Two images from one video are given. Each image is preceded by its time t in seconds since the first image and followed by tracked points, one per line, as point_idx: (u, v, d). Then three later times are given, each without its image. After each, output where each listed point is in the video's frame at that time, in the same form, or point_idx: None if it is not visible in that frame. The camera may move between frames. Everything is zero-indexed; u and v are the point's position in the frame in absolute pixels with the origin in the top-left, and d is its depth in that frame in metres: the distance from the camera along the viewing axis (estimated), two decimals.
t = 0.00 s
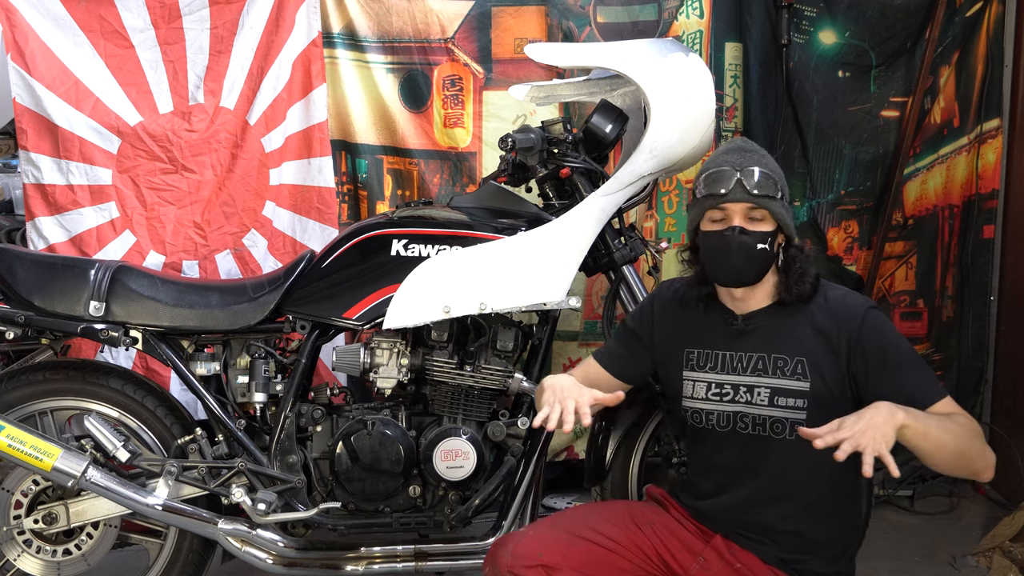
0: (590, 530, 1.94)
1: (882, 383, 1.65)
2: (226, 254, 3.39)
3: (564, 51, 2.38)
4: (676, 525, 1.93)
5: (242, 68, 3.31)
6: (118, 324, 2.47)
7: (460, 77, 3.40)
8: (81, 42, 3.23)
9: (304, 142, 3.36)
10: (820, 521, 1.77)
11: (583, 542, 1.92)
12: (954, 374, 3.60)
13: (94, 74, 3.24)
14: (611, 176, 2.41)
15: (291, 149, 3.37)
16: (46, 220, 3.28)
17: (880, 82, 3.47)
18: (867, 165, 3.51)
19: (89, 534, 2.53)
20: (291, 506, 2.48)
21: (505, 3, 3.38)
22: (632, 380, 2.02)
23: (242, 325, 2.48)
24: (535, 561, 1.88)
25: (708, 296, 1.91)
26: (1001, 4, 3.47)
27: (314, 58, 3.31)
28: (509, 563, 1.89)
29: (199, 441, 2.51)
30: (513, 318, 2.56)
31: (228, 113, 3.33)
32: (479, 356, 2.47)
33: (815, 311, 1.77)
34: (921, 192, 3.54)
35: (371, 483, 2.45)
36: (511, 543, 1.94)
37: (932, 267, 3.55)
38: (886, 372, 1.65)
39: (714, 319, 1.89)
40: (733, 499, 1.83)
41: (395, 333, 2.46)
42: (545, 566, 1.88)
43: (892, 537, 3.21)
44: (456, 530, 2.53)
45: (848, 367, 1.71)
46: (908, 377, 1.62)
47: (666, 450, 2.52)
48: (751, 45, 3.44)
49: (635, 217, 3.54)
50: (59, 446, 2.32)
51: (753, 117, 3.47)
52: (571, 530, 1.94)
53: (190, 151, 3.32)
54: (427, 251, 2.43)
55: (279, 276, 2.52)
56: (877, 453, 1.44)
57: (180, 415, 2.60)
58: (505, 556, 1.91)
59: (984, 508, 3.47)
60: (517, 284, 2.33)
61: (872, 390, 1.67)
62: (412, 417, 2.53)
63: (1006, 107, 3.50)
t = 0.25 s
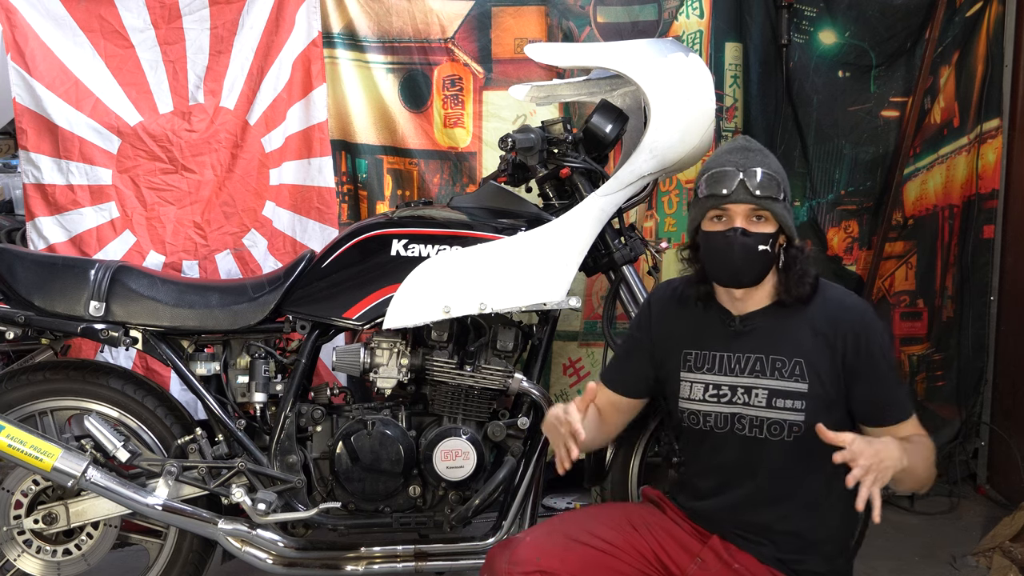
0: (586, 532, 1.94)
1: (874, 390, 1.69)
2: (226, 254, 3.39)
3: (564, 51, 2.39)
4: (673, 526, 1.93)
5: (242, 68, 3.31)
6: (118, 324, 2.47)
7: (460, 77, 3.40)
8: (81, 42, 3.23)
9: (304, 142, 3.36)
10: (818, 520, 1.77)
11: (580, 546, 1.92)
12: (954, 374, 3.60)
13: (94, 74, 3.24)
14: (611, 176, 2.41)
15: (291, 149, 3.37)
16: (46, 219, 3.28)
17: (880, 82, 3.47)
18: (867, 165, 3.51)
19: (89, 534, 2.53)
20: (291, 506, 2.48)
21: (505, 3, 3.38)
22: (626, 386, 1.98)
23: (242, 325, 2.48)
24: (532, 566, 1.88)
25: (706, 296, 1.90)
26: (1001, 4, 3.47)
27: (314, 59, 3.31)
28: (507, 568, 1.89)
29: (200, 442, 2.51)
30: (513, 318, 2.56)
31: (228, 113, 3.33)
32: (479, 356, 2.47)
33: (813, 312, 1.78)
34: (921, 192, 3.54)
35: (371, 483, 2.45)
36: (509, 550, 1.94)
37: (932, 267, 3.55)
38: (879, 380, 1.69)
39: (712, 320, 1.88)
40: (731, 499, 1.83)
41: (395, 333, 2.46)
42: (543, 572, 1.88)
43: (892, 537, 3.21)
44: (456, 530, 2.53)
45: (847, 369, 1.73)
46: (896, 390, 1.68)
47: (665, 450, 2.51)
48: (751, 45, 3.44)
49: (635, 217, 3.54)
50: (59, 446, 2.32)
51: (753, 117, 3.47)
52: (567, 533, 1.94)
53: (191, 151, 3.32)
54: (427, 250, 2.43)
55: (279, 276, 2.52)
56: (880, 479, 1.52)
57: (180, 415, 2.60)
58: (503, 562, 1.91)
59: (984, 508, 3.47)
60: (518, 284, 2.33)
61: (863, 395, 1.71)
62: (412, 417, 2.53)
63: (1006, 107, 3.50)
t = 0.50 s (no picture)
0: (586, 534, 1.94)
1: (866, 401, 1.70)
2: (226, 254, 3.39)
3: (564, 51, 2.39)
4: (671, 525, 1.92)
5: (242, 68, 3.31)
6: (118, 324, 2.47)
7: (460, 77, 3.40)
8: (81, 42, 3.23)
9: (304, 143, 3.36)
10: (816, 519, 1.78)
11: (579, 547, 1.91)
12: (954, 374, 3.60)
13: (94, 74, 3.24)
14: (611, 176, 2.41)
15: (291, 149, 3.37)
16: (46, 219, 3.28)
17: (880, 82, 3.47)
18: (867, 165, 3.51)
19: (89, 534, 2.53)
20: (291, 506, 2.48)
21: (504, 3, 3.38)
22: (631, 394, 1.99)
23: (242, 325, 2.48)
24: (530, 568, 1.88)
25: (705, 302, 1.90)
26: (1001, 4, 3.47)
27: (314, 59, 3.31)
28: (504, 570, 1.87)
29: (199, 442, 2.51)
30: (513, 318, 2.56)
31: (228, 113, 3.33)
32: (479, 356, 2.47)
33: (812, 319, 1.78)
34: (921, 192, 3.54)
35: (371, 483, 2.45)
36: (507, 550, 1.92)
37: (932, 267, 3.55)
38: (872, 392, 1.70)
39: (711, 326, 1.87)
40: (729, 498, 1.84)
41: (395, 333, 2.46)
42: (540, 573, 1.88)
43: (892, 537, 3.22)
44: (456, 530, 2.53)
45: (844, 377, 1.74)
46: (885, 406, 1.69)
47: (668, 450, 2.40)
48: (751, 45, 3.44)
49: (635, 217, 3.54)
50: (59, 446, 2.32)
51: (753, 117, 3.47)
52: (566, 535, 1.94)
53: (191, 151, 3.32)
54: (427, 250, 2.43)
55: (279, 276, 2.52)
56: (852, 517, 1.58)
57: (180, 415, 2.60)
58: (500, 563, 1.89)
59: (984, 508, 3.47)
60: (518, 285, 2.33)
61: (855, 404, 1.72)
62: (412, 417, 2.53)
63: (1006, 107, 3.50)
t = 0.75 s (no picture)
0: (591, 535, 1.94)
1: (866, 401, 1.69)
2: (226, 254, 3.39)
3: (564, 51, 2.38)
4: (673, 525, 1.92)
5: (242, 68, 3.31)
6: (118, 324, 2.47)
7: (460, 77, 3.40)
8: (81, 42, 3.23)
9: (304, 143, 3.36)
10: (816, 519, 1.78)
11: (580, 546, 1.92)
12: (954, 374, 3.60)
13: (94, 74, 3.24)
14: (611, 176, 2.41)
15: (291, 149, 3.37)
16: (46, 219, 3.28)
17: (880, 82, 3.47)
18: (867, 165, 3.51)
19: (89, 534, 2.53)
20: (291, 506, 2.48)
21: (505, 3, 3.38)
22: (637, 399, 2.01)
23: (242, 325, 2.48)
24: (530, 565, 1.88)
25: (706, 300, 1.90)
26: (1001, 4, 3.47)
27: (314, 59, 3.31)
28: (504, 567, 1.89)
29: (200, 442, 2.51)
30: (513, 318, 2.56)
31: (228, 113, 3.33)
32: (479, 356, 2.47)
33: (812, 318, 1.77)
34: (921, 192, 3.54)
35: (371, 483, 2.45)
36: (508, 546, 1.94)
37: (932, 267, 3.55)
38: (872, 392, 1.69)
39: (713, 326, 1.88)
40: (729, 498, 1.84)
41: (395, 333, 2.46)
42: (541, 571, 1.88)
43: (892, 537, 3.22)
44: (456, 530, 2.53)
45: (845, 375, 1.72)
46: (885, 406, 1.68)
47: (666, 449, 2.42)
48: (751, 45, 3.44)
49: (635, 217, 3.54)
50: (59, 446, 2.32)
51: (753, 117, 3.47)
52: (568, 533, 1.94)
53: (191, 151, 3.32)
54: (427, 250, 2.43)
55: (279, 276, 2.52)
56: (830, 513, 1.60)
57: (180, 415, 2.60)
58: (501, 561, 1.91)
59: (984, 508, 3.47)
60: (518, 285, 2.33)
61: (856, 403, 1.70)
62: (412, 417, 2.53)
63: (1006, 107, 3.50)
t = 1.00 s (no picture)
0: (592, 535, 1.94)
1: (867, 401, 1.69)
2: (226, 254, 3.39)
3: (564, 51, 2.38)
4: (674, 525, 1.91)
5: (242, 68, 3.31)
6: (118, 324, 2.47)
7: (460, 77, 3.40)
8: (81, 42, 3.23)
9: (304, 142, 3.36)
10: (816, 519, 1.78)
11: (582, 546, 1.92)
12: (954, 374, 3.61)
13: (94, 74, 3.24)
14: (611, 176, 2.41)
15: (291, 149, 3.37)
16: (45, 219, 3.27)
17: (880, 82, 3.47)
18: (867, 165, 3.51)
19: (89, 534, 2.53)
20: (291, 506, 2.48)
21: (505, 3, 3.38)
22: (637, 398, 2.01)
23: (242, 325, 2.48)
24: (532, 565, 1.88)
25: (707, 300, 1.90)
26: (1001, 4, 3.47)
27: (314, 59, 3.31)
28: (507, 567, 1.88)
29: (200, 442, 2.51)
30: (513, 318, 2.56)
31: (228, 113, 3.33)
32: (479, 356, 2.47)
33: (813, 317, 1.77)
34: (921, 192, 3.54)
35: (371, 483, 2.45)
36: (510, 547, 1.94)
37: (932, 267, 3.55)
38: (873, 391, 1.69)
39: (713, 326, 1.88)
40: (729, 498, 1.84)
41: (395, 333, 2.46)
42: (543, 571, 1.87)
43: (892, 537, 3.22)
44: (456, 530, 2.53)
45: (846, 375, 1.72)
46: (886, 406, 1.68)
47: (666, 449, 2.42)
48: (751, 45, 3.44)
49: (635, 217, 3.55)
50: (59, 446, 2.32)
51: (753, 117, 3.47)
52: (569, 534, 1.94)
53: (191, 151, 3.32)
54: (427, 250, 2.43)
55: (279, 276, 2.52)
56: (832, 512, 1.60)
57: (180, 415, 2.60)
58: (503, 561, 1.91)
59: (984, 508, 3.47)
60: (518, 285, 2.33)
61: (857, 403, 1.70)
62: (412, 417, 2.53)
63: (1006, 107, 3.50)
